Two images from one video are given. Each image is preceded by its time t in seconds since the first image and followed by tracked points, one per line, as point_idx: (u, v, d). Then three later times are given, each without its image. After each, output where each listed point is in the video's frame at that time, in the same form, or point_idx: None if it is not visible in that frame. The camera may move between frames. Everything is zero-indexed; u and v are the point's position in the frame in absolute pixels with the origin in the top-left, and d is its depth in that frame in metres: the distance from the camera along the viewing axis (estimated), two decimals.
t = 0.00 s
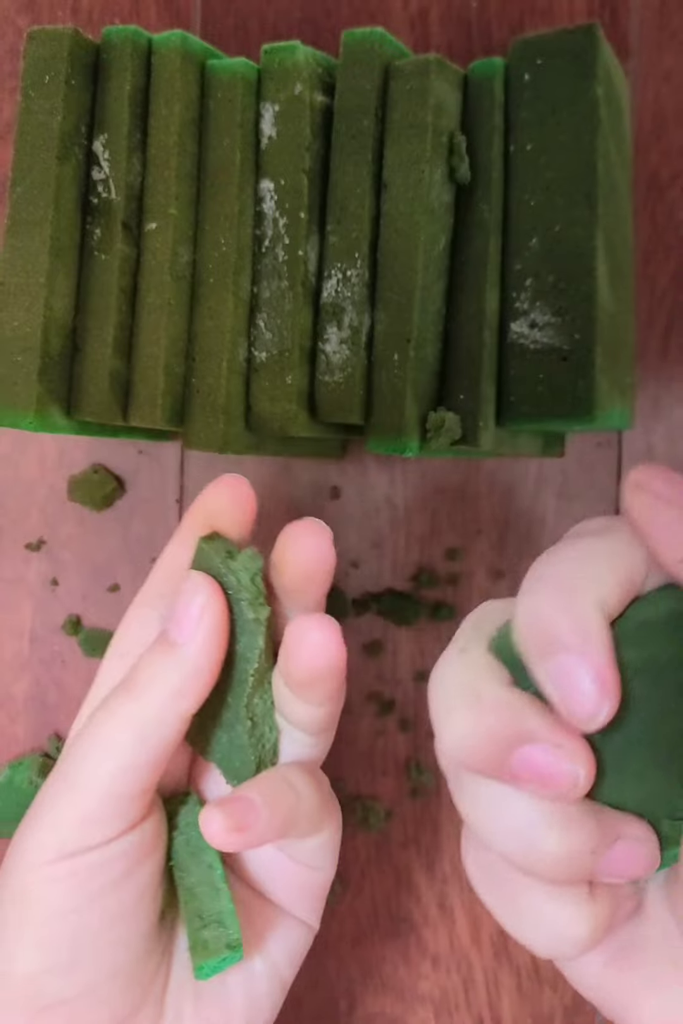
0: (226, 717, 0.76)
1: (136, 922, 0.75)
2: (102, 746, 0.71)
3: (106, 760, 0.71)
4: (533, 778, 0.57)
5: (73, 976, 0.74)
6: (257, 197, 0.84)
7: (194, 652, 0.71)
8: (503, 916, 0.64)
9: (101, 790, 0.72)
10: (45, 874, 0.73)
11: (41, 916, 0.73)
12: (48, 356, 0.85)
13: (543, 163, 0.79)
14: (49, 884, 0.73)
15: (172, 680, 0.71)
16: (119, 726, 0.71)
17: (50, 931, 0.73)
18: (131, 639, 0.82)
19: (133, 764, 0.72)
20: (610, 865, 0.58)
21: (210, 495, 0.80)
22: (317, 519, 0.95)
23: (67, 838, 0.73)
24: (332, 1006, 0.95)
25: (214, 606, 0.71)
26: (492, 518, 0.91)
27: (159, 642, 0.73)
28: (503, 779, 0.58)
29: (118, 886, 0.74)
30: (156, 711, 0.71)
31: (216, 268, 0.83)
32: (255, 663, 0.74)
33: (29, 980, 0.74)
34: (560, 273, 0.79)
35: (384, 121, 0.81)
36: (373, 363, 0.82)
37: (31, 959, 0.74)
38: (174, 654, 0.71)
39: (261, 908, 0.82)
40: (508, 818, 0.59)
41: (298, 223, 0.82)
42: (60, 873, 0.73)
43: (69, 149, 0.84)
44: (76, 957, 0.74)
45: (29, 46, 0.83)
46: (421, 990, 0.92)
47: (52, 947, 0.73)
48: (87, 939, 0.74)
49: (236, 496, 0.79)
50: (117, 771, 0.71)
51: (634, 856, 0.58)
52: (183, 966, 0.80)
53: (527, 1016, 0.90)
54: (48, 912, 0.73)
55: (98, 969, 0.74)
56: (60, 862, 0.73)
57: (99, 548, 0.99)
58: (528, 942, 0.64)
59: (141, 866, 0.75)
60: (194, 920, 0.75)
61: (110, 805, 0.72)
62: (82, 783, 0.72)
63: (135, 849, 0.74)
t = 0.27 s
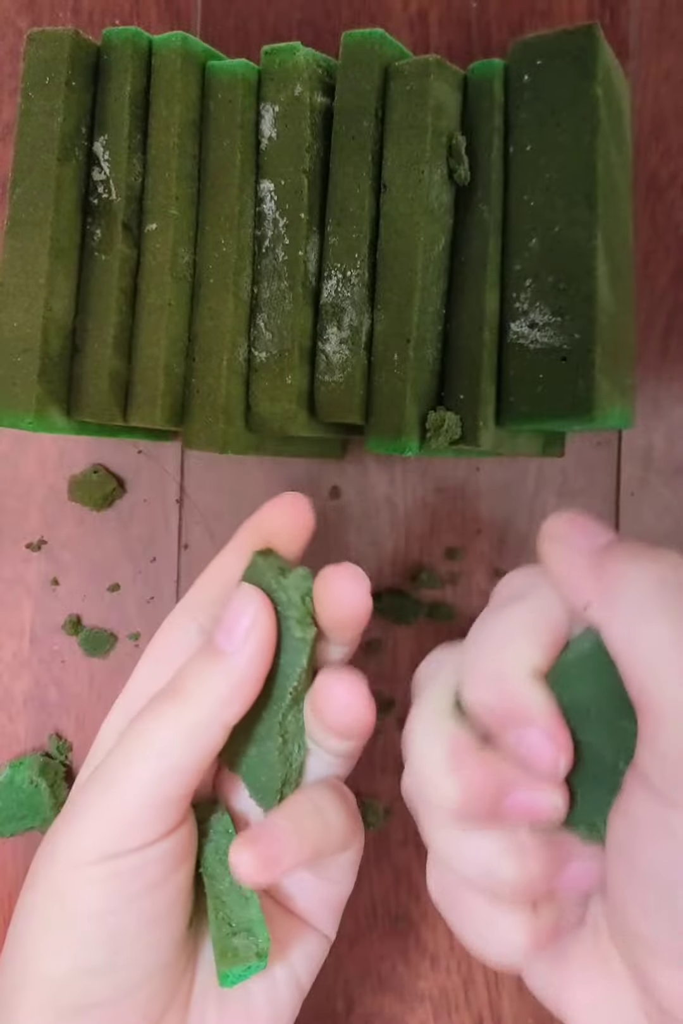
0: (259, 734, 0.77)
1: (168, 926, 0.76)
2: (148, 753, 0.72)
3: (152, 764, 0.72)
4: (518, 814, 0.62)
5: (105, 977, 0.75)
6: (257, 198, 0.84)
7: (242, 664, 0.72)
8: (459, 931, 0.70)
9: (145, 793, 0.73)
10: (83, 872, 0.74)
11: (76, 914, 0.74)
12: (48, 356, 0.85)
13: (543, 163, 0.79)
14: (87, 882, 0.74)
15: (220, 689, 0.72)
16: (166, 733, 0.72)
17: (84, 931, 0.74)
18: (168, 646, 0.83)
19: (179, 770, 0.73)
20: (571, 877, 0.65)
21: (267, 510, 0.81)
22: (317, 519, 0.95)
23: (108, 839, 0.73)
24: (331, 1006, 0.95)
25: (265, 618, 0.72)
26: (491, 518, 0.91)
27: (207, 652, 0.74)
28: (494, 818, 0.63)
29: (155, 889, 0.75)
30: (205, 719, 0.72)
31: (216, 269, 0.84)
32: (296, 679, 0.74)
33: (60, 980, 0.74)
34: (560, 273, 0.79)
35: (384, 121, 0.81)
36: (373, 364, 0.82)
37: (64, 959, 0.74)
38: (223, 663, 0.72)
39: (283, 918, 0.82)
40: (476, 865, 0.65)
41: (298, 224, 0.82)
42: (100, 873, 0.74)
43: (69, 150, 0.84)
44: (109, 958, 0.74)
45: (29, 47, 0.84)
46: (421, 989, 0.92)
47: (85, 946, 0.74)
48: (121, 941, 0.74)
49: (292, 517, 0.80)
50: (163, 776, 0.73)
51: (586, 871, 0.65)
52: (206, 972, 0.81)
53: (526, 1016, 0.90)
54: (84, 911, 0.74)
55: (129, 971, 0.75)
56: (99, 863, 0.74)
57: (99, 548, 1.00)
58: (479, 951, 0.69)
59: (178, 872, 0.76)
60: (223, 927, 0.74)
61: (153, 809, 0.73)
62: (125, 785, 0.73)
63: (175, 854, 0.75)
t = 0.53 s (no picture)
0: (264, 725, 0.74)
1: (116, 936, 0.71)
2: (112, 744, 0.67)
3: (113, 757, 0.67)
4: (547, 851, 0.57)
5: (57, 978, 0.70)
6: (257, 198, 0.84)
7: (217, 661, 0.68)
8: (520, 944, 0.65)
9: (105, 787, 0.68)
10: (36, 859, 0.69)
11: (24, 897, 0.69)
12: (47, 356, 0.85)
13: (543, 163, 0.79)
14: (34, 873, 0.69)
15: (186, 678, 0.68)
16: (127, 723, 0.68)
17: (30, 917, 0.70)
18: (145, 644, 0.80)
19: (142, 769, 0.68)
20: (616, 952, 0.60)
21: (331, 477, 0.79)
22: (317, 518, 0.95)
23: (62, 829, 0.68)
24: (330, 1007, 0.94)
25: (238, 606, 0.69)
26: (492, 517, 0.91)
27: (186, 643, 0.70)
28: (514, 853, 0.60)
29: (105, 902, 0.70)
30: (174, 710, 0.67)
31: (216, 269, 0.83)
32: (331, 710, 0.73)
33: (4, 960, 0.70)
34: (561, 273, 0.79)
35: (384, 121, 0.81)
36: (373, 363, 0.82)
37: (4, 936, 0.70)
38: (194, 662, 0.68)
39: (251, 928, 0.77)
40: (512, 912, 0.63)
41: (298, 224, 0.82)
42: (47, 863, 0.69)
43: (69, 150, 0.84)
44: (52, 950, 0.70)
45: (29, 47, 0.84)
46: (421, 990, 0.92)
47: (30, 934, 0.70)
48: (69, 938, 0.70)
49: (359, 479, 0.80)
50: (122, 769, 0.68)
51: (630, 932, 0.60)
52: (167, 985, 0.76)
53: (527, 1016, 0.90)
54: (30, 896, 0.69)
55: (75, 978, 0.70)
56: (44, 864, 0.69)
57: (97, 549, 0.99)
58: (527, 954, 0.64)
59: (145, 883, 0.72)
60: (178, 930, 0.72)
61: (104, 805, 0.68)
62: (87, 776, 0.68)
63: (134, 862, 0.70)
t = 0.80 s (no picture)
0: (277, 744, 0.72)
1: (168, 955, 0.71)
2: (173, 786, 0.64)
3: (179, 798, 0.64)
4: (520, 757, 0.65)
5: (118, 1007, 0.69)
6: (257, 198, 0.84)
7: (278, 687, 0.65)
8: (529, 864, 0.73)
9: (169, 830, 0.65)
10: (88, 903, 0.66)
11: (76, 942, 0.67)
12: (47, 356, 0.85)
13: (543, 163, 0.79)
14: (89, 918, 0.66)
15: (256, 712, 0.65)
16: (190, 772, 0.64)
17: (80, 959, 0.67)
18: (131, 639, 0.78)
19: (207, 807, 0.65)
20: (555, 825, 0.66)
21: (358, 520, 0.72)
22: (317, 518, 0.95)
23: (118, 876, 0.65)
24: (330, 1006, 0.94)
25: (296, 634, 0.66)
26: (492, 517, 0.91)
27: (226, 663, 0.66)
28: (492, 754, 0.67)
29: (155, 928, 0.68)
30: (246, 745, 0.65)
31: (215, 269, 0.83)
32: (308, 748, 0.72)
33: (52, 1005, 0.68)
34: (561, 273, 0.79)
35: (384, 121, 0.81)
36: (373, 364, 0.82)
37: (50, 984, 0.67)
38: (252, 688, 0.65)
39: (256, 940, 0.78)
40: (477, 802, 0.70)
41: (298, 224, 0.82)
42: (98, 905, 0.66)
43: (68, 149, 0.84)
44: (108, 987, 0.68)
45: (29, 47, 0.84)
46: (421, 989, 0.92)
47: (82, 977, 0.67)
48: (128, 969, 0.69)
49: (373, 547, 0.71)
50: (191, 811, 0.65)
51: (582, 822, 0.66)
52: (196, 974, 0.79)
53: (527, 1015, 0.90)
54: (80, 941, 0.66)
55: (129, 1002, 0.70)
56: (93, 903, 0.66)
57: (97, 549, 0.99)
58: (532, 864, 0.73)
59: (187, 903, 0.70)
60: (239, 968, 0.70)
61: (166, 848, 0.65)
62: (145, 818, 0.65)
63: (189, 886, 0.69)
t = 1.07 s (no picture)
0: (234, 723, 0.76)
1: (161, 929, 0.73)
2: (161, 750, 0.68)
3: (168, 760, 0.68)
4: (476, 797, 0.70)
5: (118, 985, 0.70)
6: (257, 198, 0.84)
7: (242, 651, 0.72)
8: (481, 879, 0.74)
9: (159, 793, 0.68)
10: (83, 882, 0.67)
11: (71, 924, 0.67)
12: (48, 356, 0.85)
13: (543, 163, 0.79)
14: (83, 899, 0.67)
15: (226, 672, 0.71)
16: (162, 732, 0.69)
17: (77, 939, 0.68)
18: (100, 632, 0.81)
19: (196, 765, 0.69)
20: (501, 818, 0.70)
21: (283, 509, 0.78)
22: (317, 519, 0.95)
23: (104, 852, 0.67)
24: (331, 1005, 0.95)
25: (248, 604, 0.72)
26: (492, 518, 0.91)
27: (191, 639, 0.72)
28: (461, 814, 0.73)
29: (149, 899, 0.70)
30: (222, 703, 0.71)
31: (215, 268, 0.83)
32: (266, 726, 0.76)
33: (50, 992, 0.68)
34: (561, 273, 0.79)
35: (384, 121, 0.81)
36: (373, 364, 0.82)
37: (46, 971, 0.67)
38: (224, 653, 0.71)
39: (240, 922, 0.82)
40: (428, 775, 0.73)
41: (298, 224, 0.82)
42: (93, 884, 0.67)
43: (69, 149, 0.84)
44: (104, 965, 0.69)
45: (29, 47, 0.83)
46: (422, 990, 0.92)
47: (80, 957, 0.68)
48: (124, 946, 0.70)
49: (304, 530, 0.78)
50: (177, 769, 0.69)
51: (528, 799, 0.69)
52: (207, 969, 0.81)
53: (528, 1015, 0.91)
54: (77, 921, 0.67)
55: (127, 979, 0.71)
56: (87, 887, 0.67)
57: (97, 549, 0.99)
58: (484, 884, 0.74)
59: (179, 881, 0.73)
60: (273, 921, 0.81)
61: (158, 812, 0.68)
62: (138, 786, 0.68)
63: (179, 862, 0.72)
